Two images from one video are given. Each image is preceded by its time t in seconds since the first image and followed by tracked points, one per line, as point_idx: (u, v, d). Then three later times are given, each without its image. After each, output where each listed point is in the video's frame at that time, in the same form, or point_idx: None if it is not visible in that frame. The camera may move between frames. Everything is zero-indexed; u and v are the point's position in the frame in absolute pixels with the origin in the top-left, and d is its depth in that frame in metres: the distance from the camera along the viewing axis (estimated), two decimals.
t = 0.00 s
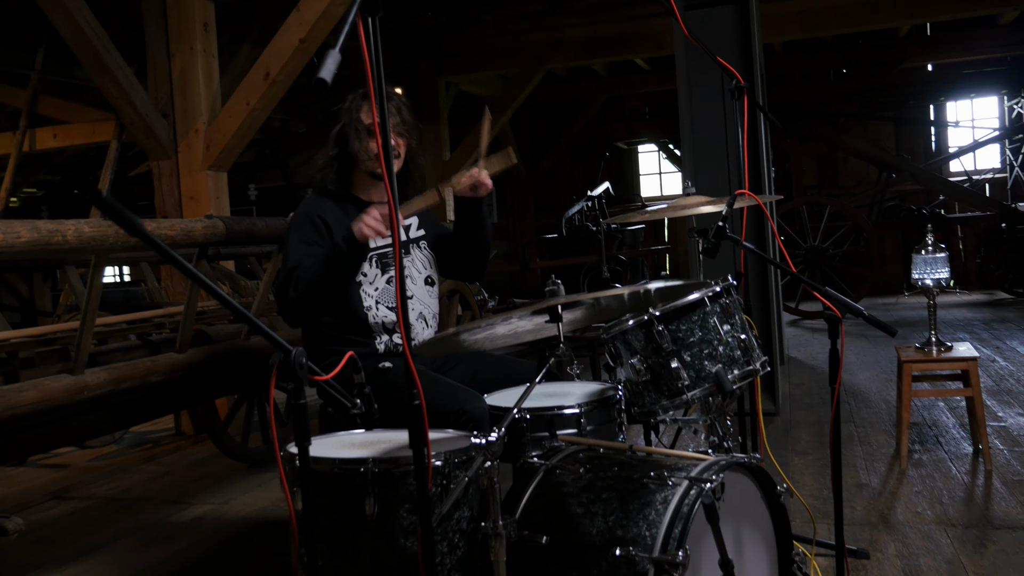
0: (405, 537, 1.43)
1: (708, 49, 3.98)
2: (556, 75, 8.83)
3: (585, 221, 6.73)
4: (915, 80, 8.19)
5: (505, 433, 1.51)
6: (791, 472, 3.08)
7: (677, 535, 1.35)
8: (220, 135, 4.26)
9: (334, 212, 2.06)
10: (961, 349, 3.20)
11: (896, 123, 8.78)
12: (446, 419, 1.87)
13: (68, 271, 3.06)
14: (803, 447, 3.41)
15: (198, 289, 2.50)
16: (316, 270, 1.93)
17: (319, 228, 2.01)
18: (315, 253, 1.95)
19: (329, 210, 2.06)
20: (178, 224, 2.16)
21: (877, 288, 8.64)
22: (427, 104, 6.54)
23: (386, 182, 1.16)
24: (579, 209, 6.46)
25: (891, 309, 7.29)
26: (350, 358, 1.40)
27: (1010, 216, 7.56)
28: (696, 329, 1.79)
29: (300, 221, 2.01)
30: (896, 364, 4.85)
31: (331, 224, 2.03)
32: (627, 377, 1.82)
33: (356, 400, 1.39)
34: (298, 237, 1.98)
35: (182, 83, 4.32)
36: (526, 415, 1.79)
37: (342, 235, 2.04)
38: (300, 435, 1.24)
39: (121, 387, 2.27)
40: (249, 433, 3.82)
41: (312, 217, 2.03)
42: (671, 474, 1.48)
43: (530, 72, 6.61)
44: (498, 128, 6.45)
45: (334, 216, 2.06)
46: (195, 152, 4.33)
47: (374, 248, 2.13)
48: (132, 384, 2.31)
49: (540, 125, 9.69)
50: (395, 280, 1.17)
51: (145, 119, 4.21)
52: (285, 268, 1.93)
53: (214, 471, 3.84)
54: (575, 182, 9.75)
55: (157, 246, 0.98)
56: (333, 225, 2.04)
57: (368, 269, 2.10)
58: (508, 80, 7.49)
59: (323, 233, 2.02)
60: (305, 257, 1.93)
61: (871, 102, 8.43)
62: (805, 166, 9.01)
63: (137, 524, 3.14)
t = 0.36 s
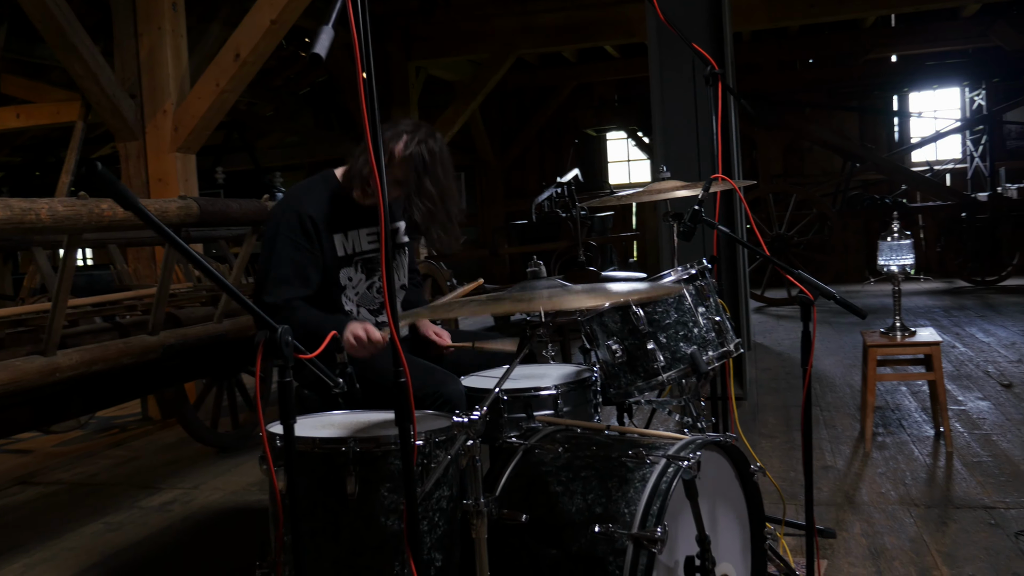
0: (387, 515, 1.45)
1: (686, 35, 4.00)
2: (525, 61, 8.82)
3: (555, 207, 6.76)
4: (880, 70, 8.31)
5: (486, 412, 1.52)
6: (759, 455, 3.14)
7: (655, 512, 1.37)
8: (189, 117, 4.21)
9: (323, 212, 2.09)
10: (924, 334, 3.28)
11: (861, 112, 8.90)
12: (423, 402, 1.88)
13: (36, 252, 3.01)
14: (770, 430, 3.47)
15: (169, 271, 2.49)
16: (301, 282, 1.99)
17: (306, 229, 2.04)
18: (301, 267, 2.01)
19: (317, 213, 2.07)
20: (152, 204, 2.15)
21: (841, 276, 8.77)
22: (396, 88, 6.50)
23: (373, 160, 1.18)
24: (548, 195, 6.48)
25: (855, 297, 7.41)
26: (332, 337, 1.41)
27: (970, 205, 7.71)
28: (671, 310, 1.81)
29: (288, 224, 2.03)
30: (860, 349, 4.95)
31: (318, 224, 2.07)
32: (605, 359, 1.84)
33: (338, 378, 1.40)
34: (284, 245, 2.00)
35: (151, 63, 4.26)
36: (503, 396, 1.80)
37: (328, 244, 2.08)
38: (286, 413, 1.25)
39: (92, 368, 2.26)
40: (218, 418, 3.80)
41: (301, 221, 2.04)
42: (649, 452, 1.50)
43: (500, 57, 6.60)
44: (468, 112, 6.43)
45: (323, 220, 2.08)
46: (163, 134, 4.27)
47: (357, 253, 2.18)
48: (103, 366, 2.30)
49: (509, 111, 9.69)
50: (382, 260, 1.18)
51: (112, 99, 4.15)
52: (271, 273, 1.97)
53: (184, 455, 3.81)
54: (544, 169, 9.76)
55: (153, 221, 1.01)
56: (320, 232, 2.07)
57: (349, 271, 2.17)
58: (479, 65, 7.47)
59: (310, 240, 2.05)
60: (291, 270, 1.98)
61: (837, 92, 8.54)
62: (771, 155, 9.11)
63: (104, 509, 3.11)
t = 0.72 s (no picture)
0: (352, 514, 1.44)
1: (649, 36, 4.02)
2: (482, 58, 8.80)
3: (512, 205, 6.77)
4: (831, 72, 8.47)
5: (452, 411, 1.53)
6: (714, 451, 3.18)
7: (620, 509, 1.39)
8: (142, 109, 4.13)
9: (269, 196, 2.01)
10: (874, 332, 3.35)
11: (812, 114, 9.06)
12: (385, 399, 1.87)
13: None
14: (725, 427, 3.52)
15: (125, 266, 2.46)
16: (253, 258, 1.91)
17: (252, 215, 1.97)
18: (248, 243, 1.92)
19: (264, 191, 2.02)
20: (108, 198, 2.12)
21: (792, 274, 8.92)
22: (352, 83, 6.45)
23: (344, 158, 1.18)
24: (506, 192, 6.49)
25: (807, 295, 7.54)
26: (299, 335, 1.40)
27: (917, 206, 7.90)
28: (635, 309, 1.83)
29: (232, 205, 1.97)
30: (811, 347, 5.04)
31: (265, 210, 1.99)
32: (569, 357, 1.85)
33: (305, 376, 1.39)
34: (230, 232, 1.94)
35: (103, 54, 4.18)
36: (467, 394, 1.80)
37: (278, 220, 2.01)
38: (252, 412, 1.24)
39: (46, 366, 2.22)
40: (172, 416, 3.74)
41: (244, 200, 1.97)
42: (612, 449, 1.52)
43: (457, 53, 6.59)
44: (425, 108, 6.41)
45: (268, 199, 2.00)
46: (115, 127, 4.18)
47: (311, 232, 2.08)
48: (57, 364, 2.26)
49: (466, 107, 9.66)
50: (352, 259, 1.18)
51: (62, 90, 4.06)
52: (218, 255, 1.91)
53: (136, 454, 3.75)
54: (500, 166, 9.76)
55: (119, 217, 0.99)
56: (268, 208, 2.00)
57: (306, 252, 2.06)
58: (437, 60, 7.45)
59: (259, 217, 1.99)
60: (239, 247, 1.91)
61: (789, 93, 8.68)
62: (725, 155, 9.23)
63: (54, 510, 3.04)
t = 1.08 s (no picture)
0: (316, 517, 1.44)
1: (611, 40, 4.05)
2: (441, 56, 8.79)
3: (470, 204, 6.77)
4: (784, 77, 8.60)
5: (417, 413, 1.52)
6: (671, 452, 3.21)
7: (585, 510, 1.40)
8: (94, 104, 4.05)
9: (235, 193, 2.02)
10: (828, 334, 3.42)
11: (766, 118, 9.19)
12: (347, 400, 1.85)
13: None
14: (682, 427, 3.56)
15: (80, 265, 2.42)
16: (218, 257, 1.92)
17: (219, 209, 1.98)
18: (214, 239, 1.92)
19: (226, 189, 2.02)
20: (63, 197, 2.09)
21: (746, 276, 9.04)
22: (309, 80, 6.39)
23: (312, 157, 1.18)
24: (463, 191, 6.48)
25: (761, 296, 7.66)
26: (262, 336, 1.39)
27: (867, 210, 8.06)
28: (598, 311, 1.84)
29: (199, 200, 1.97)
30: (765, 348, 5.12)
31: (231, 206, 2.00)
32: (532, 359, 1.85)
33: (268, 379, 1.37)
34: (197, 225, 1.93)
35: (53, 47, 4.08)
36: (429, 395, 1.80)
37: (241, 217, 2.01)
38: (217, 415, 1.23)
39: None
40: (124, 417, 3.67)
41: (212, 197, 1.99)
42: (577, 452, 1.53)
43: (415, 52, 6.56)
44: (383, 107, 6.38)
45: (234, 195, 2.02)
46: (66, 121, 4.10)
47: (275, 228, 2.08)
48: (8, 365, 2.22)
49: (424, 105, 9.63)
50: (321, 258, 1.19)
51: (11, 83, 3.96)
52: (182, 254, 1.89)
53: (87, 454, 3.68)
54: (457, 165, 9.75)
55: (88, 222, 0.98)
56: (233, 207, 2.01)
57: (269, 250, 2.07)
58: (395, 58, 7.41)
59: (222, 215, 1.98)
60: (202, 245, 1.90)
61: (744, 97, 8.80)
62: (680, 157, 9.32)
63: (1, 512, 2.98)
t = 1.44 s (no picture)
0: (291, 517, 1.45)
1: (580, 47, 4.09)
2: (405, 58, 8.78)
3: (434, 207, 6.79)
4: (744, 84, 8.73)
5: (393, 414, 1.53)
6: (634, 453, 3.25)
7: (558, 510, 1.42)
8: (54, 100, 3.99)
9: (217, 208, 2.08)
10: (788, 338, 3.49)
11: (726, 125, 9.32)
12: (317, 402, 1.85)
13: None
14: (646, 429, 3.61)
15: (43, 263, 2.40)
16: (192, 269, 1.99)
17: (199, 223, 2.04)
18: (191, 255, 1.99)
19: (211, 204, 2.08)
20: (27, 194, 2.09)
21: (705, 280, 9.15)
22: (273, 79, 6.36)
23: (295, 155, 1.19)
24: (427, 193, 6.47)
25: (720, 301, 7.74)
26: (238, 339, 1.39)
27: (824, 217, 8.20)
28: (569, 314, 1.85)
29: (181, 213, 2.04)
30: (725, 351, 5.20)
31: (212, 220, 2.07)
32: (504, 361, 1.87)
33: (244, 381, 1.37)
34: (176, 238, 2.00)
35: (13, 42, 4.01)
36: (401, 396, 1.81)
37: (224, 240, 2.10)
38: (196, 414, 1.23)
39: None
40: (82, 418, 3.62)
41: (193, 211, 2.05)
42: (550, 453, 1.56)
43: (380, 53, 6.56)
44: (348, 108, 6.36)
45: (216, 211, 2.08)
46: (25, 117, 4.03)
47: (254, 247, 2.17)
48: None
49: (387, 107, 9.61)
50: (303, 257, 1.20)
51: None
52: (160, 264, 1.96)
53: (42, 456, 3.61)
54: (420, 167, 9.74)
55: (73, 218, 0.98)
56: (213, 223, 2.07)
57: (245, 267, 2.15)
58: (360, 58, 7.38)
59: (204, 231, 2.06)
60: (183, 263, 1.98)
61: (705, 104, 8.91)
62: (642, 162, 9.42)
63: None
